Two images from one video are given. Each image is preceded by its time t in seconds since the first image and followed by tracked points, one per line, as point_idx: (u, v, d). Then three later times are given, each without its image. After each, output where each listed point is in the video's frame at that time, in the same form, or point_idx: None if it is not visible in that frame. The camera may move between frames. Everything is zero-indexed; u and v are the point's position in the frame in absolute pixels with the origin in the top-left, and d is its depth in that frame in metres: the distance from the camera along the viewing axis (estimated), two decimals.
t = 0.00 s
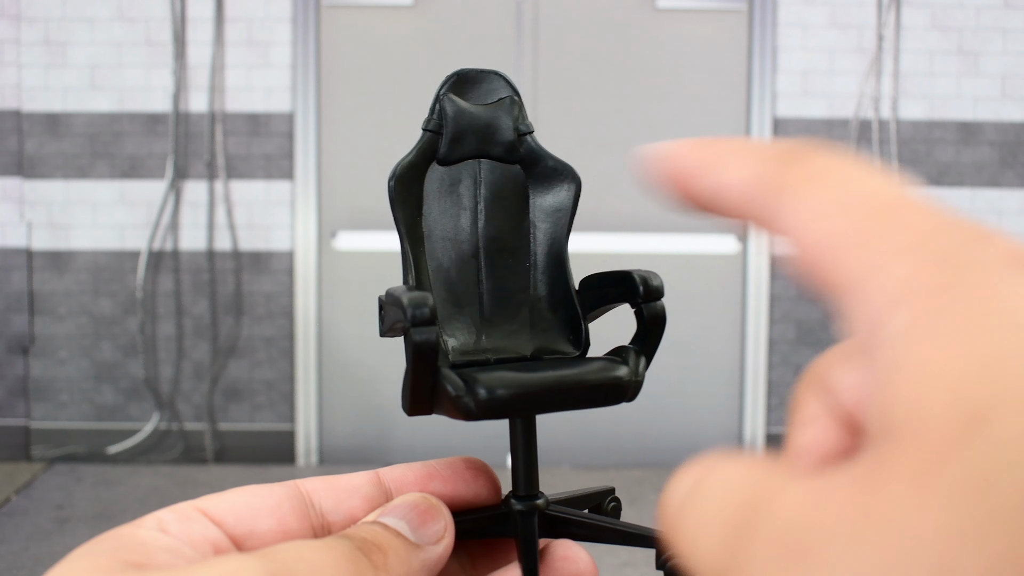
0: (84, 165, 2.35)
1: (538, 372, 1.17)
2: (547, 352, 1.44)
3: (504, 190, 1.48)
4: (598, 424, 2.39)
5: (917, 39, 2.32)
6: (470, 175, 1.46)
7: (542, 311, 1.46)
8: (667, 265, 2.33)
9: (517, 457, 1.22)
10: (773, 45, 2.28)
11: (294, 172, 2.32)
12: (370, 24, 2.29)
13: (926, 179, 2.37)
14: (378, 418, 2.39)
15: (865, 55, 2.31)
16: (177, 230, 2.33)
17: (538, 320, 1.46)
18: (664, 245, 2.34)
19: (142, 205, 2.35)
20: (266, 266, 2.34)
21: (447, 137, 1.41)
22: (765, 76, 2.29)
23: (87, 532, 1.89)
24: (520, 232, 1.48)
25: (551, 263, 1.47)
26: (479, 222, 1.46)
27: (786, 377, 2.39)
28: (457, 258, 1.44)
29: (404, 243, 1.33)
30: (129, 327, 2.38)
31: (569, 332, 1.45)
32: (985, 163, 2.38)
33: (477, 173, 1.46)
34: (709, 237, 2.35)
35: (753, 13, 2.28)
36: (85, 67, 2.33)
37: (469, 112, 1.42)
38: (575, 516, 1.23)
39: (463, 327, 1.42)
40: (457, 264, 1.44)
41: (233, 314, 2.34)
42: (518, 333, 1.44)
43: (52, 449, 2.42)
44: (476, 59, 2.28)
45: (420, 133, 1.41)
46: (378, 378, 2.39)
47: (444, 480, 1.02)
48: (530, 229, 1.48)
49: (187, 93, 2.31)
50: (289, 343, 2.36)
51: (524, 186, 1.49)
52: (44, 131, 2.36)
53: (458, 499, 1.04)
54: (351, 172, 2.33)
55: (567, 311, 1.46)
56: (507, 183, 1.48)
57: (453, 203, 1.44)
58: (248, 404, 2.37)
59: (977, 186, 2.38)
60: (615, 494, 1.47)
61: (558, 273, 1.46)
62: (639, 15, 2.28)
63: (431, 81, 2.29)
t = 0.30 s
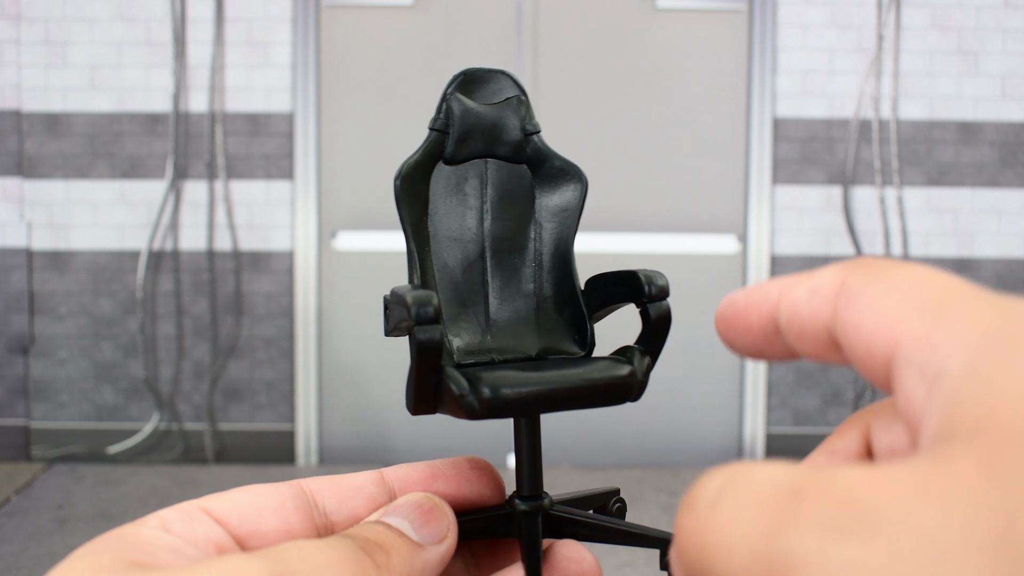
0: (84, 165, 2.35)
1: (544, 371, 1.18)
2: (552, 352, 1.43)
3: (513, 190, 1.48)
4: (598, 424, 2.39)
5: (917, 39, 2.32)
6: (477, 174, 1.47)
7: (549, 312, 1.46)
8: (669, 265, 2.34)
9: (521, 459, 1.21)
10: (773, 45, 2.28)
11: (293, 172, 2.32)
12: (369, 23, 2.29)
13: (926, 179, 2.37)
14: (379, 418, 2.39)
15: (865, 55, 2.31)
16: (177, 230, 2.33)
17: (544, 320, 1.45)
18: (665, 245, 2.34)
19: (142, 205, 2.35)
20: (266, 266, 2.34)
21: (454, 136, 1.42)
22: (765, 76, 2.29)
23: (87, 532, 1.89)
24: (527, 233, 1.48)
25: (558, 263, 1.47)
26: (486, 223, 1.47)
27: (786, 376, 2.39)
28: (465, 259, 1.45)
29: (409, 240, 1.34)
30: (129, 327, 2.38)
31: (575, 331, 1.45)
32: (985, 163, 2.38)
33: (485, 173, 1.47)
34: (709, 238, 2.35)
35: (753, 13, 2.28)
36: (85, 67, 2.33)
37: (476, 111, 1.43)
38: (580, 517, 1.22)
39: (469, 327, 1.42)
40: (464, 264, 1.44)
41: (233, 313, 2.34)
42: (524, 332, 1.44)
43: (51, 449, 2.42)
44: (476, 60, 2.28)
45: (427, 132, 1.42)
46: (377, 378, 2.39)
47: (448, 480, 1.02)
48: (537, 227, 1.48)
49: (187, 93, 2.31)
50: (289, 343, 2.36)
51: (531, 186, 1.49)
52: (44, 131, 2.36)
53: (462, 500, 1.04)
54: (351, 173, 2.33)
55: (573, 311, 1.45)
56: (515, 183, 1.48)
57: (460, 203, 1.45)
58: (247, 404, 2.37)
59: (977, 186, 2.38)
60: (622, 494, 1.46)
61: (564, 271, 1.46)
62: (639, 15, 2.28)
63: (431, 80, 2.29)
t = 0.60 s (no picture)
0: (84, 165, 2.36)
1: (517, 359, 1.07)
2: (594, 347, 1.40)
3: (560, 190, 1.51)
4: (599, 425, 2.39)
5: (917, 39, 2.32)
6: (528, 180, 1.53)
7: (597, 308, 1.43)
8: (667, 265, 2.33)
9: (514, 456, 1.22)
10: (773, 45, 2.28)
11: (293, 172, 2.32)
12: (369, 23, 2.29)
13: (926, 179, 2.36)
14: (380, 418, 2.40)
15: (865, 55, 2.31)
16: (177, 230, 2.33)
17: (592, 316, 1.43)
18: (664, 245, 2.34)
19: (142, 205, 2.35)
20: (266, 266, 2.34)
21: (503, 143, 1.51)
22: (765, 76, 2.29)
23: (87, 532, 1.89)
24: (586, 229, 1.48)
25: (592, 260, 1.45)
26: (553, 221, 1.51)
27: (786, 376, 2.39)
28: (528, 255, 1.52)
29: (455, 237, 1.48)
30: (129, 327, 2.38)
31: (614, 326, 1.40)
32: (985, 163, 2.38)
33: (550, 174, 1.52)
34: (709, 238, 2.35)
35: (753, 13, 2.28)
36: (85, 67, 2.33)
37: (520, 114, 1.49)
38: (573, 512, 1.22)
39: (522, 320, 1.47)
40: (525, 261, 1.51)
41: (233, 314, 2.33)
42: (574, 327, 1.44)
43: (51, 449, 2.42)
44: (476, 60, 2.28)
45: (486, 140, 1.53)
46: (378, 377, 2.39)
47: (443, 480, 1.02)
48: (578, 225, 1.49)
49: (187, 93, 2.31)
50: (289, 343, 2.36)
51: (579, 184, 1.50)
52: (44, 131, 2.36)
53: (458, 499, 1.03)
54: (352, 172, 2.34)
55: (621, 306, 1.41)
56: (570, 184, 1.51)
57: (524, 203, 1.53)
58: (247, 404, 2.37)
59: (977, 186, 2.38)
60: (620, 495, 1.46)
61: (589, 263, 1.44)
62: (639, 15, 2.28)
63: (432, 81, 2.29)
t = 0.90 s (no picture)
0: (84, 165, 2.36)
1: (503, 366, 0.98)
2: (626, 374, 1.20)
3: (645, 198, 1.28)
4: (599, 425, 2.39)
5: (917, 39, 2.32)
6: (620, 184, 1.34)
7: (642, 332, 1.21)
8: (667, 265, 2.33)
9: (524, 458, 1.17)
10: (773, 45, 2.28)
11: (293, 172, 2.32)
12: (369, 24, 2.29)
13: (926, 179, 2.37)
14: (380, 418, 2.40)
15: (865, 55, 2.31)
16: (177, 230, 2.33)
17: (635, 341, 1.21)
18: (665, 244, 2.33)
19: (142, 205, 2.35)
20: (266, 266, 2.34)
21: (596, 140, 1.35)
22: (765, 76, 2.29)
23: (87, 532, 1.89)
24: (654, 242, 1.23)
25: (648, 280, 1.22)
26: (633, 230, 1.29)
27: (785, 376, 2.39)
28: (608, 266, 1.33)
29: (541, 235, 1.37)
30: (129, 327, 2.38)
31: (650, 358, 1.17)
32: (985, 163, 2.38)
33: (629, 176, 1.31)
34: (709, 237, 2.35)
35: (753, 13, 2.29)
36: (85, 67, 2.33)
37: (610, 110, 1.31)
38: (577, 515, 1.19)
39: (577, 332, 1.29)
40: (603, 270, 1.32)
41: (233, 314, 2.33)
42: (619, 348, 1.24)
43: (51, 449, 2.42)
44: (476, 60, 2.29)
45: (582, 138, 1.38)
46: (378, 377, 2.39)
47: (448, 480, 1.02)
48: (659, 234, 1.24)
49: (187, 93, 2.31)
50: (290, 343, 2.36)
51: (661, 190, 1.24)
52: (44, 131, 2.36)
53: (463, 499, 1.03)
54: (352, 172, 2.33)
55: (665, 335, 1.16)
56: (651, 190, 1.27)
57: (609, 208, 1.34)
58: (248, 404, 2.37)
59: (977, 186, 2.38)
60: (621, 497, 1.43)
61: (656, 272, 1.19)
62: (639, 15, 2.28)
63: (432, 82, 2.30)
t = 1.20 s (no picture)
0: (84, 165, 2.36)
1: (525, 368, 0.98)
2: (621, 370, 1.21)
3: (634, 197, 1.29)
4: (600, 425, 2.39)
5: (917, 39, 2.32)
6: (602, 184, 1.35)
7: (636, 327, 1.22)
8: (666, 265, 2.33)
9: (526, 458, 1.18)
10: (773, 45, 2.28)
11: (294, 172, 2.32)
12: (369, 24, 2.29)
13: (926, 179, 2.36)
14: (380, 418, 2.40)
15: (865, 55, 2.32)
16: (177, 230, 2.33)
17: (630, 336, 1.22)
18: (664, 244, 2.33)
19: (142, 205, 2.35)
20: (266, 266, 2.34)
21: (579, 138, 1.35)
22: (765, 76, 2.29)
23: (88, 532, 1.89)
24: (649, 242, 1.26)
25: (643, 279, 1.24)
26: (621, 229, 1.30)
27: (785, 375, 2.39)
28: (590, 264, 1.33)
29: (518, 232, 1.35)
30: (129, 327, 2.38)
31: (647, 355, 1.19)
32: (985, 163, 2.38)
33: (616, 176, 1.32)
34: (709, 237, 2.35)
35: (753, 13, 2.29)
36: (85, 67, 2.33)
37: (605, 110, 1.31)
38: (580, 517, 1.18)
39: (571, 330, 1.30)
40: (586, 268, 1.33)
41: (233, 313, 2.33)
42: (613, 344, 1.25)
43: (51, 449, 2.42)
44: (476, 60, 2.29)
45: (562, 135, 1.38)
46: (378, 377, 2.39)
47: (450, 480, 1.00)
48: (652, 236, 1.26)
49: (187, 93, 2.31)
50: (290, 343, 2.36)
51: (657, 190, 1.27)
52: (44, 131, 2.36)
53: (464, 499, 1.02)
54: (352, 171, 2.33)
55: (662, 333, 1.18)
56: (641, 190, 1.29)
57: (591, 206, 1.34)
58: (248, 404, 2.37)
59: (977, 186, 2.38)
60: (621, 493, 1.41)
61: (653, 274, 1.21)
62: (639, 15, 2.28)
63: (432, 82, 2.30)
